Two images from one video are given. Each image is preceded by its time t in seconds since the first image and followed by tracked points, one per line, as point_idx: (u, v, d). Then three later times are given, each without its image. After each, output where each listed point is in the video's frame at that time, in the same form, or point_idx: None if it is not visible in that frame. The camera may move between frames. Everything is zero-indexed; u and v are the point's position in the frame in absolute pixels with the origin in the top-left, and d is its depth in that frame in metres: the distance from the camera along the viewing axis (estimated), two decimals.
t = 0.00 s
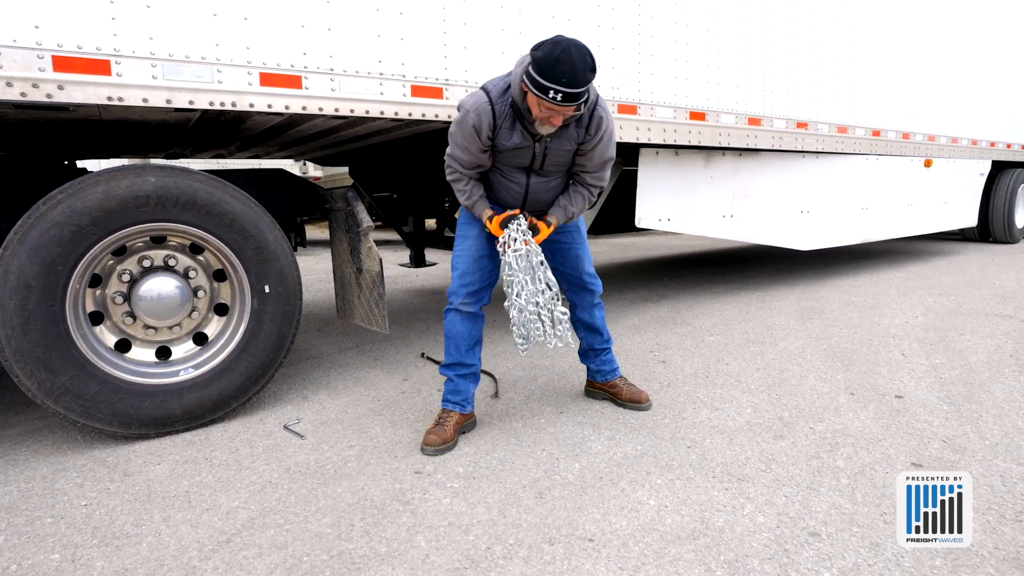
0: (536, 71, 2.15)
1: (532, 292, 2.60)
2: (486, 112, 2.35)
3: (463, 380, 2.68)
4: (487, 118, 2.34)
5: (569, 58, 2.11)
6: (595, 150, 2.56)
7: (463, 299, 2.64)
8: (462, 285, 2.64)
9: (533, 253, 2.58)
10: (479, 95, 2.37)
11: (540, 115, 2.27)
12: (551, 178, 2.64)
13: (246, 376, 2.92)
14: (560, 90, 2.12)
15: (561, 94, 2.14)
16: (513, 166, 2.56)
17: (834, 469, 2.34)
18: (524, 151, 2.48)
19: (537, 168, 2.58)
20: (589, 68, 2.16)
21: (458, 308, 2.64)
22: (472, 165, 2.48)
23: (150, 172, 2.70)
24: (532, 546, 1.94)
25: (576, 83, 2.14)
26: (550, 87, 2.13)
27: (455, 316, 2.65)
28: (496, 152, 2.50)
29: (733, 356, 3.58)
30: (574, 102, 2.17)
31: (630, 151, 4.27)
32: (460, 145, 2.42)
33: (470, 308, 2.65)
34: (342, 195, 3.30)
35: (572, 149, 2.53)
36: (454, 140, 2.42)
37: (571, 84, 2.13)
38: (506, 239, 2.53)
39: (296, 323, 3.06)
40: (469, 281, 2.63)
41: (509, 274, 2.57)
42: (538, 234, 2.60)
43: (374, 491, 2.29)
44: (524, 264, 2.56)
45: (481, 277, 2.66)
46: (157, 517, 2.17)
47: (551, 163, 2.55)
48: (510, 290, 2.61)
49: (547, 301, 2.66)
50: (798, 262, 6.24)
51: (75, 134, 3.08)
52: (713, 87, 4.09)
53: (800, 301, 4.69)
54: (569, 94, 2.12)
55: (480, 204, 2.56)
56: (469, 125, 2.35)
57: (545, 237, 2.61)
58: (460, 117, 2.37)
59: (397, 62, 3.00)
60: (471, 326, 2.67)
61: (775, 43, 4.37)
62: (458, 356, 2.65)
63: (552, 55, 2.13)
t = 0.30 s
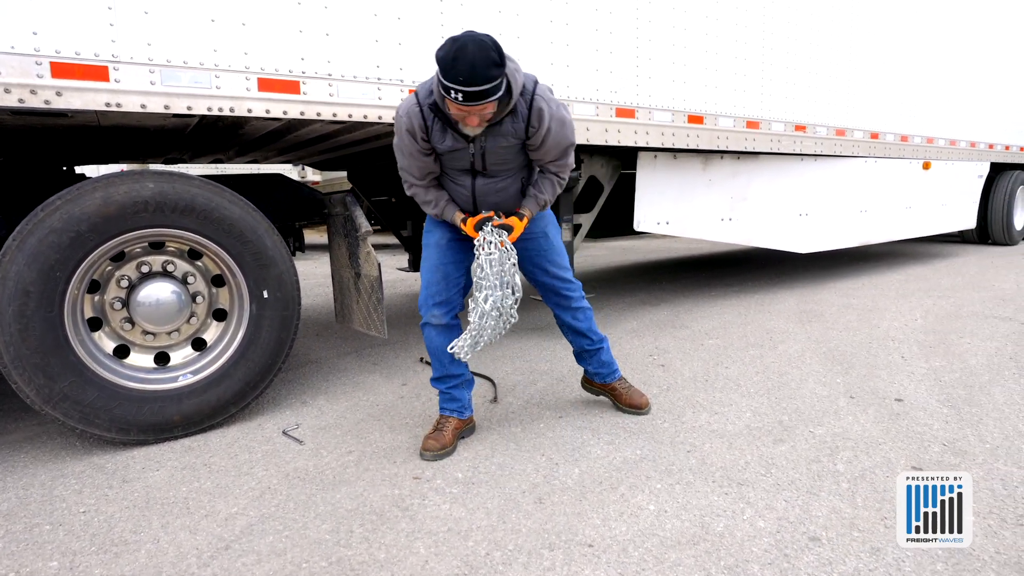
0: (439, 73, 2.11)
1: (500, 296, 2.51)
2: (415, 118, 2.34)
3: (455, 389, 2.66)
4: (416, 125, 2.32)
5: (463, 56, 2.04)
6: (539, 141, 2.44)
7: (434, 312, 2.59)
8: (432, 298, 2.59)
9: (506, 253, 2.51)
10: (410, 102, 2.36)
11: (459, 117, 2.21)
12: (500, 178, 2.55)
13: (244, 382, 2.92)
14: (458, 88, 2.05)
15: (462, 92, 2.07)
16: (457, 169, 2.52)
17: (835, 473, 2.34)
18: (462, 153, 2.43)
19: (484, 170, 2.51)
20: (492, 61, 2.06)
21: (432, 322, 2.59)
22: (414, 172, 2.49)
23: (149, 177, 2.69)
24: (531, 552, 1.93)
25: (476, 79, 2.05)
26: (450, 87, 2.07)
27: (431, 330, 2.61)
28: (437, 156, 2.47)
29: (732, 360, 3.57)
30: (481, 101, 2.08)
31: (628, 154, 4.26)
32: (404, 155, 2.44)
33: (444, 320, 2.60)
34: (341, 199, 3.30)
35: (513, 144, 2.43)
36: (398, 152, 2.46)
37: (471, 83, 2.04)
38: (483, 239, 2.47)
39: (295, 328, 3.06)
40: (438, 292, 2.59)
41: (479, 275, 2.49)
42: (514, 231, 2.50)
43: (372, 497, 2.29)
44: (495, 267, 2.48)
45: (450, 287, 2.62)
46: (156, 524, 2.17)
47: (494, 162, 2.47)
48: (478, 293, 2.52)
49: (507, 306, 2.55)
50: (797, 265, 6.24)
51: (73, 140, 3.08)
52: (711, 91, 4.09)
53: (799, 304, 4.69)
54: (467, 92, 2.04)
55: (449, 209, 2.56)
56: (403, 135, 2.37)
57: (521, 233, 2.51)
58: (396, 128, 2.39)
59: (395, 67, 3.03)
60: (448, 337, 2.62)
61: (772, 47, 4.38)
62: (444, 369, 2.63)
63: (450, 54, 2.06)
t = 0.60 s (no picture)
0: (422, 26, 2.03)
1: (466, 286, 2.32)
2: (397, 92, 2.22)
3: (457, 396, 2.63)
4: (398, 97, 2.21)
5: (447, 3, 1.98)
6: (527, 122, 2.28)
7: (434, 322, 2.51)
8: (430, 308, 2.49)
9: (477, 241, 2.28)
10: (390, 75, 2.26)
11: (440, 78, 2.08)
12: (485, 165, 2.37)
13: (245, 389, 2.92)
14: (440, 32, 1.96)
15: (444, 37, 1.97)
16: (440, 153, 2.35)
17: (838, 479, 2.34)
18: (444, 132, 2.27)
19: (467, 154, 2.34)
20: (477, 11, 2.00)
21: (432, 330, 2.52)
22: (394, 154, 2.33)
23: (151, 186, 2.71)
24: (533, 559, 1.93)
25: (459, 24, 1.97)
26: (433, 33, 1.98)
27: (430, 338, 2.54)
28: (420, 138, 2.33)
29: (734, 365, 3.57)
30: (462, 43, 1.97)
31: (628, 160, 4.27)
32: (380, 133, 2.29)
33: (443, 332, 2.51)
34: (342, 206, 3.31)
35: (500, 124, 2.28)
36: (375, 130, 2.31)
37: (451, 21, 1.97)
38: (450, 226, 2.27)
39: (297, 334, 3.06)
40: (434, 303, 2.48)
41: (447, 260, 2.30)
42: (487, 216, 2.27)
43: (374, 504, 2.29)
44: (463, 254, 2.27)
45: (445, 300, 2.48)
46: (158, 531, 2.17)
47: (479, 145, 2.30)
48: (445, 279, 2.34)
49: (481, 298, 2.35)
50: (798, 269, 6.24)
51: (75, 149, 3.10)
52: (711, 96, 4.10)
53: (801, 308, 4.68)
54: (449, 33, 1.95)
55: (425, 193, 2.36)
56: (381, 107, 2.23)
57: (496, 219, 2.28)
58: (374, 102, 2.27)
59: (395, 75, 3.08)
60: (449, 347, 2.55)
61: (772, 51, 4.38)
62: (446, 376, 2.60)
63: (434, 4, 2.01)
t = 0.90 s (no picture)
0: None
1: (466, 279, 2.11)
2: (413, 58, 2.15)
3: (447, 401, 2.56)
4: (410, 62, 2.13)
5: None
6: (545, 108, 2.08)
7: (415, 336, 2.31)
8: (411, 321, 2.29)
9: (477, 231, 2.08)
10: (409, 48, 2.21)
11: (459, 29, 1.99)
12: (494, 154, 2.16)
13: (249, 399, 2.92)
14: None
15: None
16: (448, 134, 2.18)
17: (846, 491, 2.32)
18: (454, 106, 2.12)
19: (476, 137, 2.15)
20: None
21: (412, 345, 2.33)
22: (399, 126, 2.18)
23: (156, 197, 2.71)
24: (539, 573, 1.92)
25: None
26: None
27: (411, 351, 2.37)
28: (428, 114, 2.19)
29: (739, 374, 3.56)
30: None
31: (631, 168, 4.27)
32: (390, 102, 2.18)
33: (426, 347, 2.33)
34: (345, 215, 3.32)
35: (515, 106, 2.10)
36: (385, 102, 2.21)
37: None
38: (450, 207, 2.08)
39: (300, 344, 3.06)
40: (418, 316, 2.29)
41: (445, 248, 2.11)
42: (491, 207, 2.08)
43: (378, 516, 2.28)
44: (462, 241, 2.08)
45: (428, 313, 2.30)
46: (162, 544, 2.17)
47: (489, 127, 2.12)
48: (443, 269, 2.14)
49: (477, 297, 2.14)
50: (802, 276, 6.22)
51: (79, 160, 3.10)
52: (713, 103, 4.10)
53: (805, 315, 4.67)
54: None
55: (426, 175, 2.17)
56: (393, 73, 2.15)
57: (498, 212, 2.08)
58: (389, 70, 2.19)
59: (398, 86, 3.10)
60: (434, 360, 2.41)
61: (774, 58, 4.38)
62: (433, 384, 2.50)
63: None
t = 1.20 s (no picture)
0: None
1: (485, 306, 2.04)
2: (414, 75, 2.09)
3: (441, 449, 2.35)
4: (413, 80, 2.07)
5: None
6: (553, 119, 2.07)
7: (439, 360, 2.30)
8: (438, 347, 2.29)
9: (492, 255, 2.04)
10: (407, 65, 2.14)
11: (462, 48, 1.95)
12: (503, 170, 2.14)
13: (260, 413, 2.93)
14: None
15: None
16: (454, 152, 2.14)
17: (860, 508, 2.31)
18: (461, 123, 2.08)
19: (485, 154, 2.11)
20: None
21: (433, 368, 2.31)
22: (404, 148, 2.12)
23: (167, 213, 2.73)
24: None
25: None
26: None
27: (427, 374, 2.33)
28: (433, 133, 2.13)
29: (749, 385, 3.54)
30: (490, 0, 1.89)
31: (639, 176, 4.25)
32: (392, 123, 2.12)
33: (448, 372, 2.32)
34: (354, 227, 3.32)
35: (523, 119, 2.07)
36: (387, 122, 2.14)
37: None
38: (461, 235, 2.03)
39: (311, 357, 3.07)
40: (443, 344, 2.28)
41: (461, 276, 2.05)
42: (503, 228, 2.04)
43: (389, 533, 2.29)
44: (478, 267, 2.03)
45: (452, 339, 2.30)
46: (176, 561, 2.18)
47: (498, 142, 2.09)
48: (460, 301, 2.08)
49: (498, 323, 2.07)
50: (812, 282, 6.18)
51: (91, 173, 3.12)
52: (722, 111, 4.08)
53: (815, 323, 4.64)
54: None
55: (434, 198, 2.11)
56: (394, 93, 2.08)
57: (511, 231, 2.03)
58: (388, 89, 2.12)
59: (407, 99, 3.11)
60: (451, 389, 2.34)
61: (783, 65, 4.36)
62: (435, 421, 2.34)
63: None
